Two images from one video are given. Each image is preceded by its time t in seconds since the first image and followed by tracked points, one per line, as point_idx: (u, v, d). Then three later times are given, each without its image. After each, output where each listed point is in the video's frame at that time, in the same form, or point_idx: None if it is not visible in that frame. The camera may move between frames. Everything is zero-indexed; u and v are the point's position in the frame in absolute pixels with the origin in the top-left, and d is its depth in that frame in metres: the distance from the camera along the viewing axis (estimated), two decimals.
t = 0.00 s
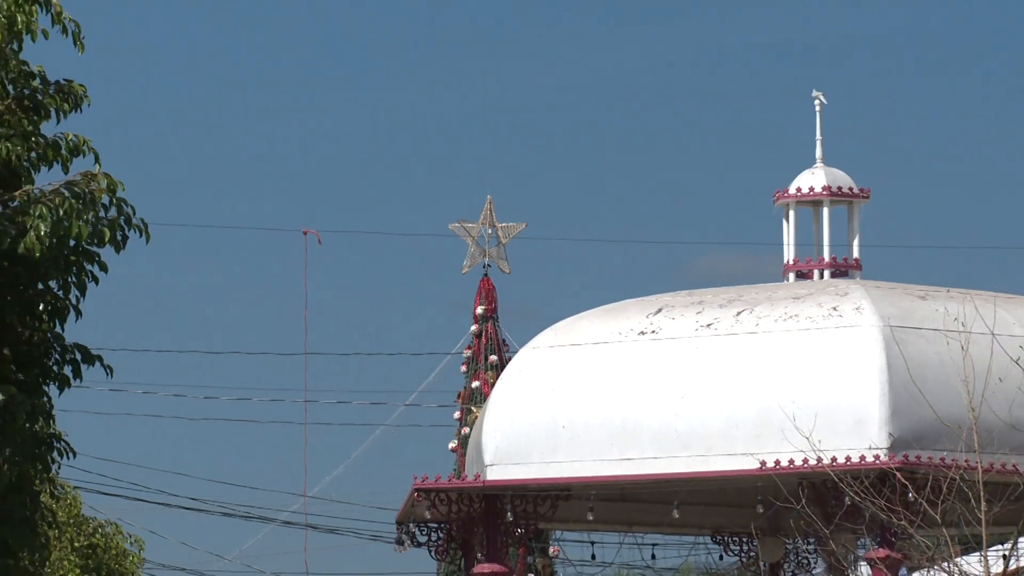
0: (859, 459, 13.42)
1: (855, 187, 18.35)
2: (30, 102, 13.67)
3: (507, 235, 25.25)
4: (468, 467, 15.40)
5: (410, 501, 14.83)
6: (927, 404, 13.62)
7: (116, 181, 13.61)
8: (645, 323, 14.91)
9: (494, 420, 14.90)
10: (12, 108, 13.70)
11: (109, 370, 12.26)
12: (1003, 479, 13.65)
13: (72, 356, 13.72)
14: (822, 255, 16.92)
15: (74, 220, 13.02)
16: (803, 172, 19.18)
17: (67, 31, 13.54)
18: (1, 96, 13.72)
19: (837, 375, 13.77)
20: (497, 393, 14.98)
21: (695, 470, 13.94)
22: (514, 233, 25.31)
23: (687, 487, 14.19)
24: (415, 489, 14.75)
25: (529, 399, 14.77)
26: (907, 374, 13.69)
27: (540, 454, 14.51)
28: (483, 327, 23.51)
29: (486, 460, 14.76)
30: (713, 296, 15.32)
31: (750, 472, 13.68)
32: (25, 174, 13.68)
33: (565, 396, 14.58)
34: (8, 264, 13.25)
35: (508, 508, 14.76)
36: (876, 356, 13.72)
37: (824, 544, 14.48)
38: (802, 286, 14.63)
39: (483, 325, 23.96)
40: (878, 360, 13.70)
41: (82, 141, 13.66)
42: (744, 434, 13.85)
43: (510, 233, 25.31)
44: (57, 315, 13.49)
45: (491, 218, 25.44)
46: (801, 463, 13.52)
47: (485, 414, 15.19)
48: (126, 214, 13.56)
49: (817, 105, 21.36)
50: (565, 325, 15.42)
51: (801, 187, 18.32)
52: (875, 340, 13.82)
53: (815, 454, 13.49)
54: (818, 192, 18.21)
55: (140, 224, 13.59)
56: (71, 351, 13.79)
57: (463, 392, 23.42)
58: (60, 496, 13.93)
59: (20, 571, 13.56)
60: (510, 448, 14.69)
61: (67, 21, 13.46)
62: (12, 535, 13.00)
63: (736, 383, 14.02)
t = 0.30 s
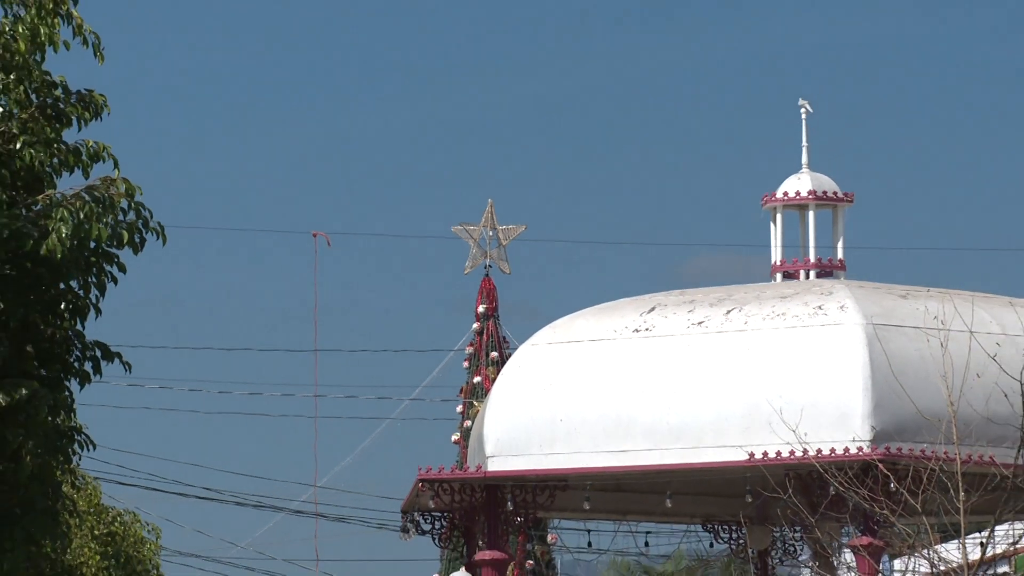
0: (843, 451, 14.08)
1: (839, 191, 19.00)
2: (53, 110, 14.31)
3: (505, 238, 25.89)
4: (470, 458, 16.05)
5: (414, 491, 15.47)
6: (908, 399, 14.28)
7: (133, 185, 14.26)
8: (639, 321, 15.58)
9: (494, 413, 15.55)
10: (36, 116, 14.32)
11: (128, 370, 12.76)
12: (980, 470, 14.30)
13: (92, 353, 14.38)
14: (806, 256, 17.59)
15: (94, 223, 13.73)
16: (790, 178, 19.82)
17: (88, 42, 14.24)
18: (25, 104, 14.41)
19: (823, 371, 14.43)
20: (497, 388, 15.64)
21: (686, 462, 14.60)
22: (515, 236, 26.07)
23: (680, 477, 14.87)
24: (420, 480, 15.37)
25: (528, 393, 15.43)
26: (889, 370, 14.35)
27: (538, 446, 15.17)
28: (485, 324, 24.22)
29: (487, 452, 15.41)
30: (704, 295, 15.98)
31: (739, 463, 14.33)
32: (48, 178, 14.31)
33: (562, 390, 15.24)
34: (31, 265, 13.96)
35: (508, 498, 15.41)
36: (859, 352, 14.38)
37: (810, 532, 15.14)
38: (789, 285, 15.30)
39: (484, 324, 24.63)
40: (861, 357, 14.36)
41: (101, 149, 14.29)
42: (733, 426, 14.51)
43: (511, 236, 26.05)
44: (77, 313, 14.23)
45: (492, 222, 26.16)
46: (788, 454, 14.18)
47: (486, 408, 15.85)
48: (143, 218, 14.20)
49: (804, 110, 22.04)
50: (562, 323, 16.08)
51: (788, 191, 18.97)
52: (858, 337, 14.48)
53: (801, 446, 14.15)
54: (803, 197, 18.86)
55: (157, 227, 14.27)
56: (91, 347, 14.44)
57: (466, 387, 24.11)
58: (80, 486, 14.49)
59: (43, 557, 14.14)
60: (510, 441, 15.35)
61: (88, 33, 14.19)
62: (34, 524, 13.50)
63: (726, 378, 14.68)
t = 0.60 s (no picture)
0: (828, 443, 14.75)
1: (826, 195, 19.64)
2: (74, 117, 15.16)
3: (505, 240, 26.54)
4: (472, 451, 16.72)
5: (419, 481, 16.15)
6: (890, 393, 14.95)
7: (150, 190, 14.91)
8: (633, 319, 16.27)
9: (495, 407, 16.24)
10: (56, 123, 15.21)
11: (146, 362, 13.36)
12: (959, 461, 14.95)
13: (111, 349, 15.06)
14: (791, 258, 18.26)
15: (112, 226, 14.77)
16: (779, 182, 20.46)
17: (107, 53, 14.93)
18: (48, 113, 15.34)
19: (808, 367, 15.11)
20: (498, 383, 16.33)
21: (678, 453, 15.28)
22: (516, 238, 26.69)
23: (672, 468, 15.54)
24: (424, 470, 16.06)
25: (528, 388, 16.12)
26: (872, 365, 15.03)
27: (537, 438, 15.84)
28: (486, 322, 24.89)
29: (488, 444, 16.09)
30: (695, 294, 16.67)
31: (729, 455, 15.01)
32: (68, 183, 15.21)
33: (560, 385, 15.92)
34: (53, 267, 15.00)
35: (509, 488, 16.10)
36: (843, 349, 15.06)
37: (797, 520, 15.80)
38: (777, 285, 15.99)
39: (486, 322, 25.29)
40: (845, 353, 15.04)
41: (121, 154, 14.94)
42: (724, 420, 15.19)
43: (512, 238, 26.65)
44: (96, 312, 15.31)
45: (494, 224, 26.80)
46: (775, 446, 14.86)
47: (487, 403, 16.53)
48: (160, 220, 14.83)
49: (792, 116, 22.69)
50: (560, 322, 16.77)
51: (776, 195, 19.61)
52: (842, 334, 15.16)
53: (788, 438, 14.83)
54: (791, 200, 19.50)
55: (173, 228, 14.90)
56: (111, 345, 15.09)
57: (468, 383, 24.78)
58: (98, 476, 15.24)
59: (63, 544, 15.06)
60: (510, 433, 16.03)
61: (107, 44, 14.85)
62: (55, 511, 14.72)
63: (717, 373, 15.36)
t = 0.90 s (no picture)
0: (815, 436, 15.43)
1: (812, 199, 20.26)
2: (93, 124, 15.82)
3: (505, 240, 27.19)
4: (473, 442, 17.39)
5: (423, 472, 16.80)
6: (874, 389, 15.63)
7: (166, 193, 15.56)
8: (628, 317, 16.95)
9: (496, 401, 16.92)
10: (76, 130, 15.91)
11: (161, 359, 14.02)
12: (940, 453, 15.62)
13: (128, 346, 15.75)
14: (779, 258, 18.94)
15: (129, 227, 15.45)
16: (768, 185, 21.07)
17: (125, 63, 15.57)
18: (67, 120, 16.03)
19: (796, 363, 15.79)
20: (499, 378, 17.00)
21: (672, 446, 15.96)
22: (516, 240, 27.39)
23: (666, 460, 16.24)
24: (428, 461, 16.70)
25: (527, 382, 16.80)
26: (856, 362, 15.71)
27: (536, 431, 16.51)
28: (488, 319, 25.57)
29: (489, 437, 16.76)
30: (687, 293, 17.35)
31: (720, 447, 15.69)
32: (87, 187, 15.88)
33: (558, 380, 16.60)
34: (73, 267, 15.72)
35: (509, 479, 16.81)
36: (829, 346, 15.74)
37: (785, 509, 16.49)
38: (765, 284, 16.68)
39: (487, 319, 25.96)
40: (830, 350, 15.71)
41: (137, 160, 15.59)
42: (715, 413, 15.88)
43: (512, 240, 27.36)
44: (114, 311, 16.04)
45: (494, 226, 27.46)
46: (764, 439, 15.54)
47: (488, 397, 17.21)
48: (175, 223, 15.49)
49: (780, 121, 23.34)
50: (558, 319, 17.45)
51: (764, 198, 20.22)
52: (828, 333, 15.83)
53: (776, 431, 15.52)
54: (778, 203, 20.12)
55: (187, 230, 15.54)
56: (128, 342, 15.78)
57: (470, 378, 25.47)
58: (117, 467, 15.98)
59: (83, 533, 15.95)
60: (510, 426, 16.70)
61: (124, 54, 15.49)
62: (74, 501, 15.75)
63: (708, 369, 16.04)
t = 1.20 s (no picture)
0: (801, 428, 16.13)
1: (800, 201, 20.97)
2: (110, 129, 16.58)
3: (506, 241, 27.92)
4: (475, 434, 18.09)
5: (427, 462, 17.46)
6: (858, 382, 16.34)
7: (181, 195, 16.28)
8: (623, 314, 17.67)
9: (496, 395, 17.64)
10: (95, 135, 16.69)
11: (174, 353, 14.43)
12: (920, 444, 16.32)
13: (145, 341, 16.46)
14: (768, 258, 19.69)
15: (145, 228, 16.19)
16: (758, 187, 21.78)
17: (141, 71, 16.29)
18: (87, 125, 16.84)
19: (783, 358, 16.50)
20: (499, 372, 17.72)
21: (665, 437, 16.67)
22: (515, 241, 28.13)
23: (659, 450, 16.96)
24: (432, 452, 17.34)
25: (526, 377, 17.51)
26: (841, 356, 16.43)
27: (535, 423, 17.22)
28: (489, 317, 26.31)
29: (490, 428, 17.46)
30: (680, 290, 18.07)
31: (711, 438, 16.40)
32: (106, 189, 16.64)
33: (556, 375, 17.32)
34: (91, 266, 16.45)
35: (509, 469, 17.46)
36: (815, 341, 16.44)
37: (773, 498, 17.20)
38: (754, 282, 17.40)
39: (488, 316, 26.71)
40: (816, 345, 16.42)
41: (153, 164, 16.31)
42: (706, 406, 16.59)
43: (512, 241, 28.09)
44: (131, 307, 16.77)
45: (495, 227, 28.17)
46: (753, 430, 16.25)
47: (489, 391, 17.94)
48: (189, 224, 16.22)
49: (769, 127, 24.09)
50: (555, 316, 18.18)
51: (754, 200, 20.93)
52: (814, 329, 16.54)
53: (765, 423, 16.23)
54: (767, 205, 20.82)
55: (202, 231, 16.25)
56: (144, 338, 16.50)
57: (472, 374, 26.22)
58: (134, 458, 16.66)
59: (101, 520, 16.80)
60: (510, 418, 17.41)
61: (141, 63, 16.26)
62: (93, 489, 16.53)
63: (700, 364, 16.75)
